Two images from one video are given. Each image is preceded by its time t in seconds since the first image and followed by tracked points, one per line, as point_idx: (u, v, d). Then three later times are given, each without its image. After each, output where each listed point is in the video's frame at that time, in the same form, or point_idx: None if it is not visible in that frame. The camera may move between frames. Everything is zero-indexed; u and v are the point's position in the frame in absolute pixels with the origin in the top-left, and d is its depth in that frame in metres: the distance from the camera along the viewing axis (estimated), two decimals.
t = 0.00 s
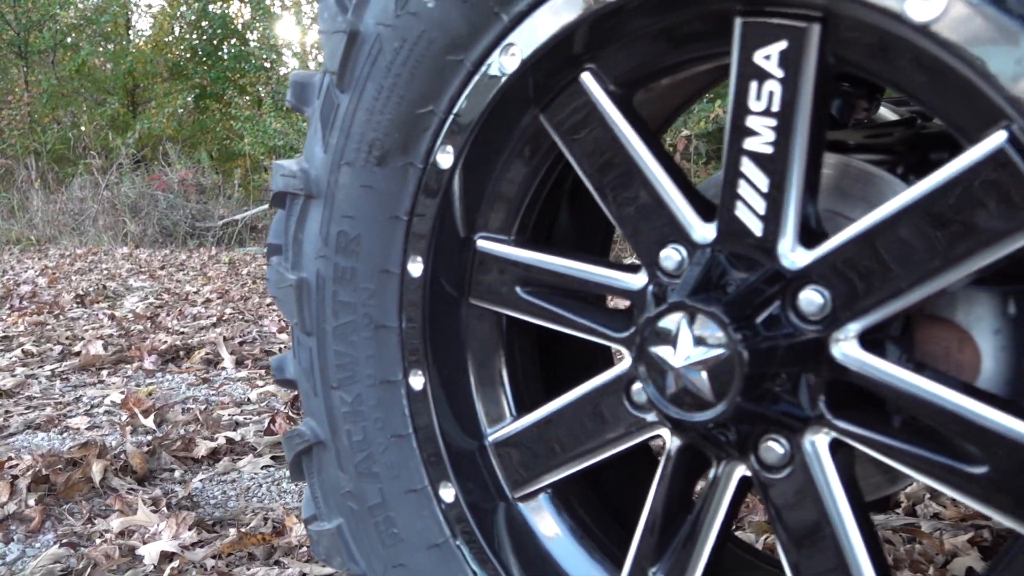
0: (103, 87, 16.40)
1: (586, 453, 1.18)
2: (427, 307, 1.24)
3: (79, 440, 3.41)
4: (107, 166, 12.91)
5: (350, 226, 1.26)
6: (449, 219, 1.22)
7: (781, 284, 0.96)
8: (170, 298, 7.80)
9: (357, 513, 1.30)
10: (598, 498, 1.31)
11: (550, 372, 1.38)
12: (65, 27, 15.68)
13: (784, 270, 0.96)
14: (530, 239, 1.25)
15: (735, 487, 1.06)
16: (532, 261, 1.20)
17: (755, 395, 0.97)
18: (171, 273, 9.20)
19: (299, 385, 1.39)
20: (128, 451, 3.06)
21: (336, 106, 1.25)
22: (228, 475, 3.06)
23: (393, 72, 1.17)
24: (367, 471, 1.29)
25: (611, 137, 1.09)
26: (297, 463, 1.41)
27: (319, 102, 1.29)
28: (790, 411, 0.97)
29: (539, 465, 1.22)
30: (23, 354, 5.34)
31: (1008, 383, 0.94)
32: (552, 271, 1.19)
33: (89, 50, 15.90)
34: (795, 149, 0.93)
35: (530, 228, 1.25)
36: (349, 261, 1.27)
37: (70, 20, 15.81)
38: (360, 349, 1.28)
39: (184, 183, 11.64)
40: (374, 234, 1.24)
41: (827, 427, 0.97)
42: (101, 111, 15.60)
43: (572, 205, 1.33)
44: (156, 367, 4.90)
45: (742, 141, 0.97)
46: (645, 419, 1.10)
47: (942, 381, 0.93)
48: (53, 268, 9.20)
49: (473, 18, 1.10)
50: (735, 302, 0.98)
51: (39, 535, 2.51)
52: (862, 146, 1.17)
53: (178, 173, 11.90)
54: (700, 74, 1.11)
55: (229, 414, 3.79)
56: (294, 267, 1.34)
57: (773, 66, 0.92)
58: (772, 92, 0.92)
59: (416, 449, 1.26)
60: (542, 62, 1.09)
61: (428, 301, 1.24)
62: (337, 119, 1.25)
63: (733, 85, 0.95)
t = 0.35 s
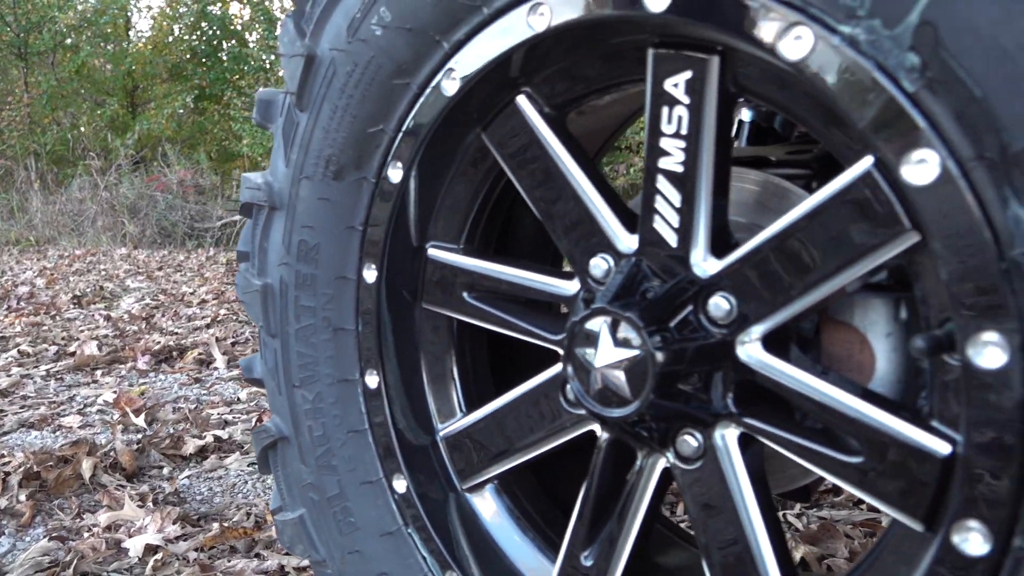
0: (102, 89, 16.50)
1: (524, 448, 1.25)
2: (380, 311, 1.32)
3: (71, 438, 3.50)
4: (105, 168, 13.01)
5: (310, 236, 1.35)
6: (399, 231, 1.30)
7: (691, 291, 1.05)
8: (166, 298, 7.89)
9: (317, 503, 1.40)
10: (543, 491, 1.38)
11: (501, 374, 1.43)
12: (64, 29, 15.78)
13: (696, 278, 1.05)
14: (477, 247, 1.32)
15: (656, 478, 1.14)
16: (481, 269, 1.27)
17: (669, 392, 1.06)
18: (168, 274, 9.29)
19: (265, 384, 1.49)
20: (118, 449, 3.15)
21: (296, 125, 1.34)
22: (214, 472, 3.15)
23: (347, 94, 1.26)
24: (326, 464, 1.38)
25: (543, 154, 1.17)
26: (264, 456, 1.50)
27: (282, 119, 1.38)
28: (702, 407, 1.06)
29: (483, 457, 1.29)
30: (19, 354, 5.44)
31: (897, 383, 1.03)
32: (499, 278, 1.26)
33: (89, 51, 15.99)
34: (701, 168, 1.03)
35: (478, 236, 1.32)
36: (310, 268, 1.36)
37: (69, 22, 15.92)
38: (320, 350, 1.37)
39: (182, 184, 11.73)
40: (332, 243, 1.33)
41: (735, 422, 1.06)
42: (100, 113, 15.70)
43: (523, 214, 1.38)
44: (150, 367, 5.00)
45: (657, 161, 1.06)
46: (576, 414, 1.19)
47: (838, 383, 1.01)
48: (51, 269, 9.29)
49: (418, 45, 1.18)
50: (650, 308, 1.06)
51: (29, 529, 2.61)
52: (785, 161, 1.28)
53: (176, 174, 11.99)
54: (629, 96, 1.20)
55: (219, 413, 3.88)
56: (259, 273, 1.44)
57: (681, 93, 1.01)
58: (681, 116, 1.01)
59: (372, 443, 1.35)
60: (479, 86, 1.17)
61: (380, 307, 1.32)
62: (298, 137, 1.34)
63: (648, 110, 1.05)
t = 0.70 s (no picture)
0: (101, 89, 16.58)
1: (471, 434, 1.32)
2: (340, 304, 1.39)
3: (61, 432, 3.58)
4: (103, 167, 13.08)
5: (273, 233, 1.43)
6: (357, 228, 1.37)
7: (620, 285, 1.13)
8: (162, 296, 7.96)
9: (281, 486, 1.48)
10: (498, 476, 1.44)
11: (460, 369, 1.49)
12: (63, 28, 15.86)
13: (626, 273, 1.13)
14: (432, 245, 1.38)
15: (594, 460, 1.22)
16: (433, 264, 1.34)
17: (598, 378, 1.13)
18: (165, 272, 9.35)
19: (235, 374, 1.57)
20: (107, 442, 3.23)
21: (260, 128, 1.42)
22: (202, 464, 3.22)
23: (305, 99, 1.33)
24: (290, 449, 1.46)
25: (486, 155, 1.24)
26: (235, 442, 1.59)
27: (247, 123, 1.46)
28: (631, 394, 1.14)
29: (435, 441, 1.35)
30: (14, 351, 5.53)
31: (812, 371, 1.08)
32: (450, 273, 1.32)
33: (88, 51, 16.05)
34: (628, 170, 1.10)
35: (433, 234, 1.38)
36: (274, 263, 1.44)
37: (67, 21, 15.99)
38: (284, 342, 1.45)
39: (180, 182, 11.79)
40: (294, 240, 1.41)
41: (662, 408, 1.13)
42: (98, 112, 15.78)
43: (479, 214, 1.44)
44: (143, 364, 5.07)
45: (588, 164, 1.13)
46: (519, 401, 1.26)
47: (756, 371, 1.06)
48: (49, 267, 9.37)
49: (369, 53, 1.26)
50: (582, 300, 1.14)
51: (19, 519, 2.68)
52: (718, 163, 1.38)
53: (173, 173, 12.05)
54: (569, 101, 1.27)
55: (208, 408, 3.95)
56: (228, 269, 1.52)
57: (607, 100, 1.08)
58: (608, 121, 1.09)
59: (332, 430, 1.42)
60: (426, 91, 1.24)
61: (340, 300, 1.40)
62: (262, 139, 1.42)
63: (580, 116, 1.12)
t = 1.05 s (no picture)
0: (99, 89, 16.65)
1: (422, 424, 1.39)
2: (301, 300, 1.47)
3: (51, 427, 3.65)
4: (101, 167, 13.15)
5: (238, 233, 1.51)
6: (316, 228, 1.44)
7: (554, 282, 1.21)
8: (157, 295, 8.02)
9: (246, 474, 1.57)
10: (454, 464, 1.51)
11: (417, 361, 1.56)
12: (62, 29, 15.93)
13: (560, 271, 1.20)
14: (389, 244, 1.45)
15: (534, 447, 1.30)
16: (389, 263, 1.40)
17: (535, 369, 1.21)
18: (161, 271, 9.41)
19: (205, 367, 1.65)
20: (95, 437, 3.30)
21: (225, 134, 1.50)
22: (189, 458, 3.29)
23: (267, 106, 1.41)
24: (255, 438, 1.54)
25: (433, 160, 1.32)
26: (205, 431, 1.67)
27: (215, 129, 1.53)
28: (567, 383, 1.21)
29: (390, 430, 1.42)
30: (9, 349, 5.60)
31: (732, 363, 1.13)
32: (406, 272, 1.39)
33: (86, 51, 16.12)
34: (558, 175, 1.17)
35: (390, 233, 1.45)
36: (239, 262, 1.52)
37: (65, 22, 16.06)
38: (249, 337, 1.53)
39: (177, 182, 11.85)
40: (257, 239, 1.49)
41: (594, 397, 1.20)
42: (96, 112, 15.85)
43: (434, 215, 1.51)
44: (135, 361, 5.14)
45: (525, 168, 1.21)
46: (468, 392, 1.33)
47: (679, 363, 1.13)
48: (46, 266, 9.43)
49: (323, 64, 1.33)
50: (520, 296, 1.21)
51: (7, 511, 2.76)
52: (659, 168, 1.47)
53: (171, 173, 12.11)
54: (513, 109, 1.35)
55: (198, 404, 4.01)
56: (197, 267, 1.60)
57: (539, 109, 1.16)
58: (540, 129, 1.16)
59: (293, 420, 1.50)
60: (376, 100, 1.31)
61: (300, 296, 1.47)
62: (228, 145, 1.49)
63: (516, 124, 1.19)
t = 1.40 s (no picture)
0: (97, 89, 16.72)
1: (377, 416, 1.47)
2: (264, 300, 1.55)
3: (40, 424, 3.73)
4: (98, 167, 13.22)
5: (205, 236, 1.59)
6: (278, 231, 1.52)
7: (494, 283, 1.29)
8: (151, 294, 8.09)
9: (214, 465, 1.65)
10: (410, 455, 1.59)
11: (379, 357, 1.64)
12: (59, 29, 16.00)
13: (499, 273, 1.29)
14: (349, 246, 1.53)
15: (478, 438, 1.37)
16: (347, 264, 1.48)
17: (475, 364, 1.29)
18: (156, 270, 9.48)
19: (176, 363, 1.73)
20: (83, 433, 3.38)
21: (193, 142, 1.58)
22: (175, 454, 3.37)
23: (230, 117, 1.49)
24: (222, 431, 1.63)
25: (384, 168, 1.39)
26: (177, 425, 1.75)
27: (183, 138, 1.62)
28: (507, 377, 1.30)
29: (348, 423, 1.50)
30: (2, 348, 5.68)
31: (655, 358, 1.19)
32: (362, 273, 1.47)
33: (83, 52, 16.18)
34: (496, 183, 1.25)
35: (349, 235, 1.53)
36: (206, 263, 1.60)
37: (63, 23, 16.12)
38: (215, 334, 1.61)
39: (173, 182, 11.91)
40: (223, 242, 1.57)
41: (531, 392, 1.28)
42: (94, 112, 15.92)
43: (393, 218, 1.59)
44: (127, 359, 5.21)
45: (466, 176, 1.29)
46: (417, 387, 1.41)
47: (607, 359, 1.21)
48: (43, 265, 9.51)
49: (280, 78, 1.41)
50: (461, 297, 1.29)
51: None
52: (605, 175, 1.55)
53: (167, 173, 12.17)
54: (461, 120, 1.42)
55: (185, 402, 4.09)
56: (168, 268, 1.68)
57: (476, 121, 1.23)
58: (479, 140, 1.24)
59: (258, 414, 1.58)
60: (330, 112, 1.39)
61: (263, 296, 1.55)
62: (195, 153, 1.58)
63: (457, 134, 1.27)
